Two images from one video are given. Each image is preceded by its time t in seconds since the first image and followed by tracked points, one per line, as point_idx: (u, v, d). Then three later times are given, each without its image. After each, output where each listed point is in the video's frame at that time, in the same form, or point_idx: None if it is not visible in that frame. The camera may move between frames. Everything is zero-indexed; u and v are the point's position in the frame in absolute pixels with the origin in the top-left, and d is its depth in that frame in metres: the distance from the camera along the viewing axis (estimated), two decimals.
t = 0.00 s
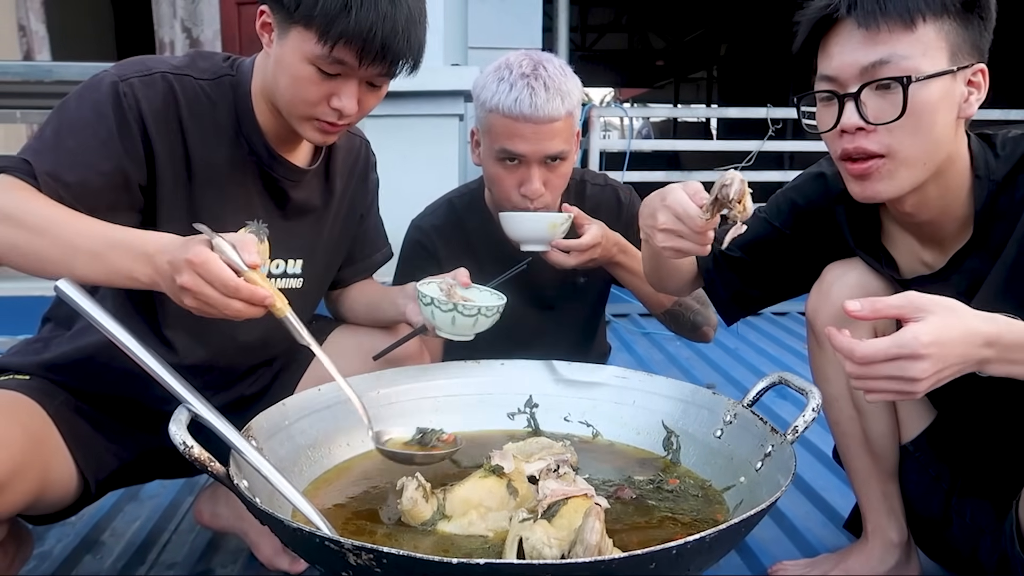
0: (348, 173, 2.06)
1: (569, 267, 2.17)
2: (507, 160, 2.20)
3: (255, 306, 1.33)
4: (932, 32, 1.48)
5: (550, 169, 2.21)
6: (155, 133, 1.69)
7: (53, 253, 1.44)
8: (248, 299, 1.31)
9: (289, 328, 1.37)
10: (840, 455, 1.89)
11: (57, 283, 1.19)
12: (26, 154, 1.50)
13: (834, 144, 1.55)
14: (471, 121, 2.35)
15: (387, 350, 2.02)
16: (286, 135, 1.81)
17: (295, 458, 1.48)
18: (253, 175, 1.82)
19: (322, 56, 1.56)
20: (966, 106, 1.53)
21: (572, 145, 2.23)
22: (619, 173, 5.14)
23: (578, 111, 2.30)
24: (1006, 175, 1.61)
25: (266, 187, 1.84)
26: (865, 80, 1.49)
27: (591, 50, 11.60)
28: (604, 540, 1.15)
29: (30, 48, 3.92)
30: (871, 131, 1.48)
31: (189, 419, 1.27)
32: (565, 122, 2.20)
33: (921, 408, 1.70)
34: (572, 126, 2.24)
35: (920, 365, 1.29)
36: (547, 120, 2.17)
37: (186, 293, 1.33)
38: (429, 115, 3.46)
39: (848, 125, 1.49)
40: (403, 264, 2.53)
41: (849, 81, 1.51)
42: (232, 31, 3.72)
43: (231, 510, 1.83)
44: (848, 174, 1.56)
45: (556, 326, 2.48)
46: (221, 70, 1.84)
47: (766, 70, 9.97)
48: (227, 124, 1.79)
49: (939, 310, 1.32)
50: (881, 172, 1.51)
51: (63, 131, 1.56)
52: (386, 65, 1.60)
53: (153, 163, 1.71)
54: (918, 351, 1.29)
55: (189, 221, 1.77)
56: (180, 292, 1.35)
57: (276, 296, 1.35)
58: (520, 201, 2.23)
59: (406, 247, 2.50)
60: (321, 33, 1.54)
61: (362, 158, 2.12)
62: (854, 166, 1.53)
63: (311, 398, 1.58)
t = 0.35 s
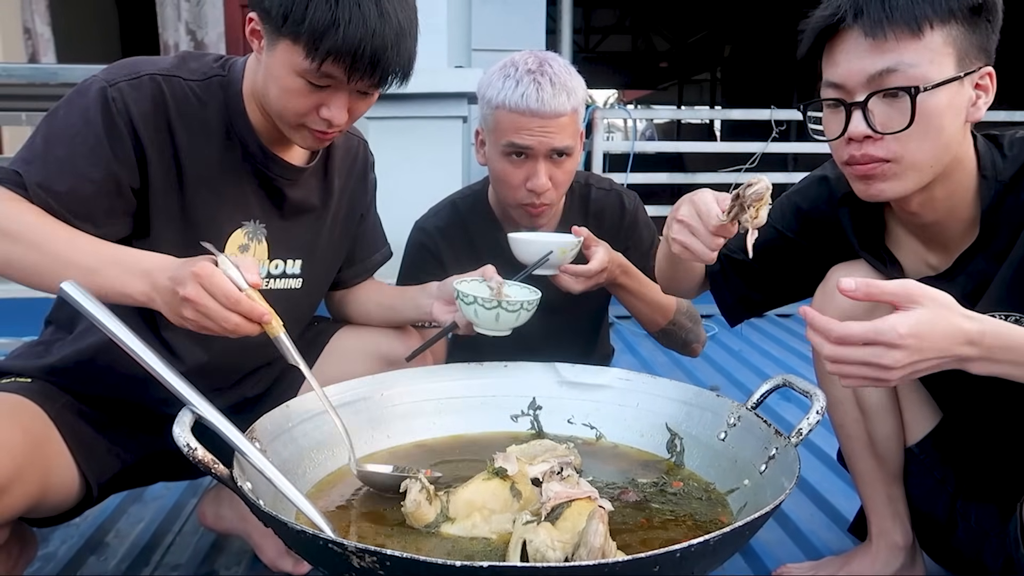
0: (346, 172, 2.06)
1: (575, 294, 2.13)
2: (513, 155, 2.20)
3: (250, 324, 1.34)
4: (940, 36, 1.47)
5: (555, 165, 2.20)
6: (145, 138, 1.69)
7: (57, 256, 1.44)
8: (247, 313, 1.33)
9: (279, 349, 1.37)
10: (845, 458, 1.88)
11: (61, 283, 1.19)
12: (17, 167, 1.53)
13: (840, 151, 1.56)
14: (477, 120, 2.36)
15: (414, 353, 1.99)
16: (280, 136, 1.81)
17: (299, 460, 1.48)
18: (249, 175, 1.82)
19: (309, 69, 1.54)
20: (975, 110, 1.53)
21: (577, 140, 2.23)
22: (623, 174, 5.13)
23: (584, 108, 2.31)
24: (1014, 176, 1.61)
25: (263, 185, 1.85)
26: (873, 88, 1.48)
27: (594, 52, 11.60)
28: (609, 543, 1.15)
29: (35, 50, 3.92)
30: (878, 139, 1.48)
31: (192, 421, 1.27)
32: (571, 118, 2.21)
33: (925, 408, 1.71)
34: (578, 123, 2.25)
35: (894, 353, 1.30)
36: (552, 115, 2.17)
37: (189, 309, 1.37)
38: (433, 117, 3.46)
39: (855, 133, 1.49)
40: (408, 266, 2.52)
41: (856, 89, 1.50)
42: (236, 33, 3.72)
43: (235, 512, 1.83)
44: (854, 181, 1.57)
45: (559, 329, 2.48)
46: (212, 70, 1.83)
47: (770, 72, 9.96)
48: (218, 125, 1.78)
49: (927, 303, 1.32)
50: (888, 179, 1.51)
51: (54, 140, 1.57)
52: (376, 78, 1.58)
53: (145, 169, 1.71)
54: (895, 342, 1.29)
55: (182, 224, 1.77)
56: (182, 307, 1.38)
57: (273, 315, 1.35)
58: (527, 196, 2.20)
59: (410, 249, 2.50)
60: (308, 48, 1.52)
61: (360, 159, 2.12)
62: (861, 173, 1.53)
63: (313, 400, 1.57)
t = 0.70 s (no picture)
0: (343, 173, 2.07)
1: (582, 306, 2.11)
2: (527, 140, 2.19)
3: (365, 326, 1.44)
4: (944, 38, 1.47)
5: (567, 151, 2.20)
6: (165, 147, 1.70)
7: (63, 255, 1.45)
8: (365, 314, 1.44)
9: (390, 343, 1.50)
10: (847, 460, 1.88)
11: (65, 285, 1.18)
12: (69, 194, 1.52)
13: (848, 152, 1.56)
14: (491, 110, 2.36)
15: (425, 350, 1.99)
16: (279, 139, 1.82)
17: (302, 460, 1.48)
18: (247, 177, 1.82)
19: (309, 86, 1.54)
20: (981, 113, 1.54)
21: (589, 129, 2.24)
22: (624, 176, 5.13)
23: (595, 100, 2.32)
24: (1016, 179, 1.60)
25: (262, 189, 1.85)
26: (881, 89, 1.49)
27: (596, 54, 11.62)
28: (612, 543, 1.15)
29: (39, 51, 3.93)
30: (885, 140, 1.48)
31: (196, 421, 1.28)
32: (584, 105, 2.22)
33: (927, 409, 1.72)
34: (590, 111, 2.25)
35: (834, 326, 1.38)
36: (565, 100, 2.19)
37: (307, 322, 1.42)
38: (436, 118, 3.47)
39: (863, 134, 1.49)
40: (416, 263, 2.52)
41: (864, 89, 1.51)
42: (239, 34, 3.73)
43: (237, 512, 1.83)
44: (861, 183, 1.57)
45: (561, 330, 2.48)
46: (211, 73, 1.83)
47: (772, 74, 9.97)
48: (219, 129, 1.78)
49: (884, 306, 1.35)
50: (898, 182, 1.51)
51: (92, 157, 1.56)
52: (376, 92, 1.58)
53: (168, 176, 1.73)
54: (829, 333, 1.38)
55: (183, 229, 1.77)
56: (298, 320, 1.42)
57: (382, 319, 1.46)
58: (539, 180, 2.18)
59: (418, 246, 2.50)
60: (309, 65, 1.51)
61: (357, 160, 2.12)
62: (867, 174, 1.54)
63: (317, 400, 1.58)
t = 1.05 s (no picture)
0: (343, 176, 2.07)
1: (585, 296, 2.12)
2: (537, 118, 2.20)
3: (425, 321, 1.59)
4: (943, 44, 1.47)
5: (577, 132, 2.19)
6: (182, 142, 1.70)
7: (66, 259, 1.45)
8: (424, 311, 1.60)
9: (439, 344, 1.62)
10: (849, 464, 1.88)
11: (65, 289, 1.20)
12: (112, 179, 1.50)
13: (846, 157, 1.56)
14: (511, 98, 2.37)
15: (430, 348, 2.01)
16: (279, 141, 1.82)
17: (304, 463, 1.48)
18: (251, 180, 1.82)
19: (317, 88, 1.54)
20: (979, 118, 1.54)
21: (601, 115, 2.22)
22: (625, 180, 5.13)
23: (611, 91, 2.30)
24: (1016, 183, 1.61)
25: (264, 193, 1.85)
26: (880, 95, 1.49)
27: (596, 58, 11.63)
28: (614, 547, 1.15)
29: (41, 56, 3.94)
30: (884, 145, 1.48)
31: (198, 424, 1.27)
32: (595, 89, 2.21)
33: (929, 414, 1.72)
34: (603, 99, 2.24)
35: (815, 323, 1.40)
36: (574, 82, 2.20)
37: (382, 300, 1.53)
38: (438, 122, 3.47)
39: (862, 138, 1.49)
40: (427, 261, 2.51)
41: (863, 94, 1.51)
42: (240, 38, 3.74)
43: (238, 516, 1.82)
44: (859, 187, 1.57)
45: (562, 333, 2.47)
46: (215, 77, 1.83)
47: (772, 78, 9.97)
48: (226, 133, 1.78)
49: (867, 311, 1.37)
50: (895, 185, 1.51)
51: (124, 147, 1.56)
52: (383, 93, 1.58)
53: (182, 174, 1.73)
54: (806, 333, 1.42)
55: (194, 228, 1.78)
56: (375, 299, 1.53)
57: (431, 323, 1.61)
58: (545, 157, 2.17)
59: (431, 241, 2.50)
60: (318, 68, 1.51)
61: (356, 164, 2.12)
62: (865, 179, 1.54)
63: (319, 403, 1.58)
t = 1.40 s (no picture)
0: (344, 178, 2.06)
1: (589, 281, 2.10)
2: (537, 110, 2.22)
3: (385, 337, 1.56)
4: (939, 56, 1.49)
5: (574, 125, 2.18)
6: (172, 137, 1.70)
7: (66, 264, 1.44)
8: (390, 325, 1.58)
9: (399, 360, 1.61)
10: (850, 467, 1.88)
11: (66, 290, 1.20)
12: (90, 160, 1.47)
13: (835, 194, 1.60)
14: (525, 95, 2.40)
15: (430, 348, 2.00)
16: (281, 143, 1.81)
17: (304, 466, 1.48)
18: (249, 179, 1.81)
19: (320, 89, 1.54)
20: (951, 132, 1.52)
21: (603, 111, 2.21)
22: (626, 182, 5.12)
23: (619, 90, 2.30)
24: None
25: (265, 196, 1.84)
26: (838, 144, 1.52)
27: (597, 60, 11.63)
28: (614, 550, 1.15)
29: (42, 58, 3.95)
30: (852, 189, 1.53)
31: (198, 427, 1.27)
32: (596, 85, 2.21)
33: (932, 416, 1.71)
34: (606, 96, 2.23)
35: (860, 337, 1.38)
36: (574, 76, 2.21)
37: (351, 305, 1.50)
38: (438, 124, 3.46)
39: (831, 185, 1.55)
40: (435, 261, 2.50)
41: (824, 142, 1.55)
42: (240, 40, 3.74)
43: (239, 518, 1.82)
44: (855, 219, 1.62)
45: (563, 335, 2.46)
46: (216, 79, 1.82)
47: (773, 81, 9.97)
48: (226, 135, 1.78)
49: (904, 318, 1.36)
50: (881, 219, 1.55)
51: (110, 133, 1.55)
52: (386, 94, 1.58)
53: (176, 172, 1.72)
54: (854, 350, 1.39)
55: (199, 229, 1.79)
56: (343, 304, 1.49)
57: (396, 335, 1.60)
58: (538, 146, 2.17)
59: (438, 239, 2.50)
60: (320, 69, 1.51)
61: (357, 166, 2.12)
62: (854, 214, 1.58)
63: (320, 406, 1.58)
